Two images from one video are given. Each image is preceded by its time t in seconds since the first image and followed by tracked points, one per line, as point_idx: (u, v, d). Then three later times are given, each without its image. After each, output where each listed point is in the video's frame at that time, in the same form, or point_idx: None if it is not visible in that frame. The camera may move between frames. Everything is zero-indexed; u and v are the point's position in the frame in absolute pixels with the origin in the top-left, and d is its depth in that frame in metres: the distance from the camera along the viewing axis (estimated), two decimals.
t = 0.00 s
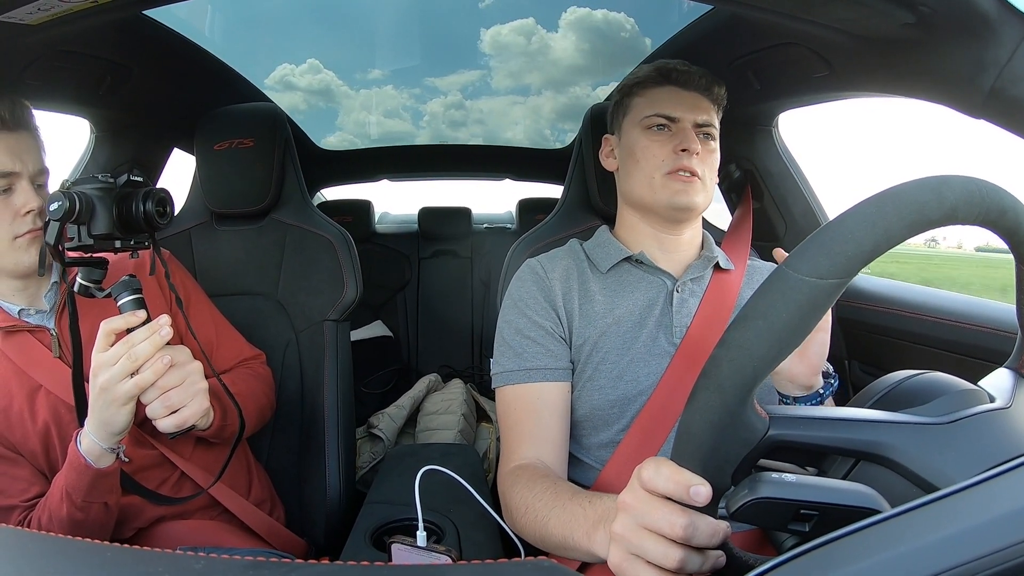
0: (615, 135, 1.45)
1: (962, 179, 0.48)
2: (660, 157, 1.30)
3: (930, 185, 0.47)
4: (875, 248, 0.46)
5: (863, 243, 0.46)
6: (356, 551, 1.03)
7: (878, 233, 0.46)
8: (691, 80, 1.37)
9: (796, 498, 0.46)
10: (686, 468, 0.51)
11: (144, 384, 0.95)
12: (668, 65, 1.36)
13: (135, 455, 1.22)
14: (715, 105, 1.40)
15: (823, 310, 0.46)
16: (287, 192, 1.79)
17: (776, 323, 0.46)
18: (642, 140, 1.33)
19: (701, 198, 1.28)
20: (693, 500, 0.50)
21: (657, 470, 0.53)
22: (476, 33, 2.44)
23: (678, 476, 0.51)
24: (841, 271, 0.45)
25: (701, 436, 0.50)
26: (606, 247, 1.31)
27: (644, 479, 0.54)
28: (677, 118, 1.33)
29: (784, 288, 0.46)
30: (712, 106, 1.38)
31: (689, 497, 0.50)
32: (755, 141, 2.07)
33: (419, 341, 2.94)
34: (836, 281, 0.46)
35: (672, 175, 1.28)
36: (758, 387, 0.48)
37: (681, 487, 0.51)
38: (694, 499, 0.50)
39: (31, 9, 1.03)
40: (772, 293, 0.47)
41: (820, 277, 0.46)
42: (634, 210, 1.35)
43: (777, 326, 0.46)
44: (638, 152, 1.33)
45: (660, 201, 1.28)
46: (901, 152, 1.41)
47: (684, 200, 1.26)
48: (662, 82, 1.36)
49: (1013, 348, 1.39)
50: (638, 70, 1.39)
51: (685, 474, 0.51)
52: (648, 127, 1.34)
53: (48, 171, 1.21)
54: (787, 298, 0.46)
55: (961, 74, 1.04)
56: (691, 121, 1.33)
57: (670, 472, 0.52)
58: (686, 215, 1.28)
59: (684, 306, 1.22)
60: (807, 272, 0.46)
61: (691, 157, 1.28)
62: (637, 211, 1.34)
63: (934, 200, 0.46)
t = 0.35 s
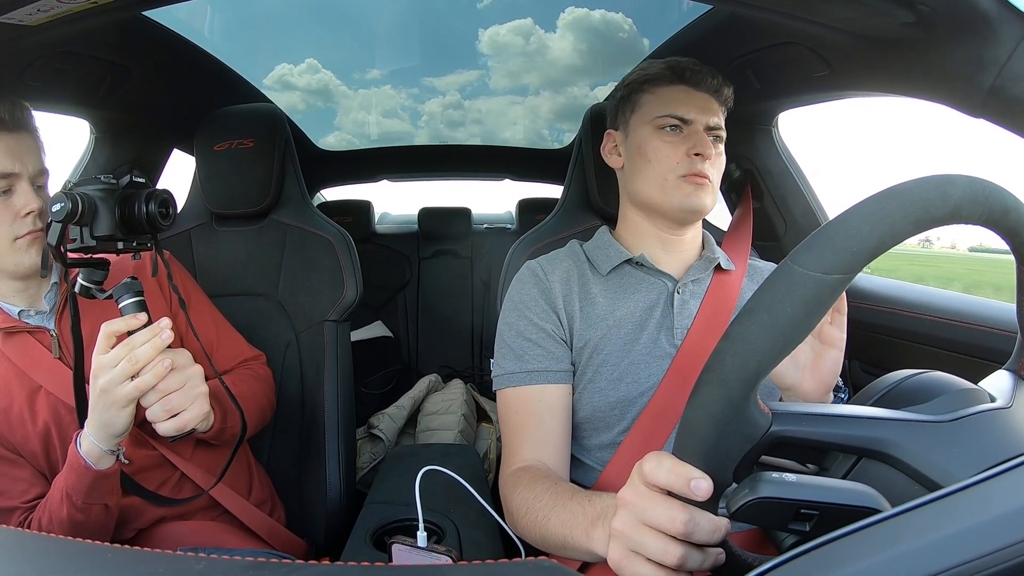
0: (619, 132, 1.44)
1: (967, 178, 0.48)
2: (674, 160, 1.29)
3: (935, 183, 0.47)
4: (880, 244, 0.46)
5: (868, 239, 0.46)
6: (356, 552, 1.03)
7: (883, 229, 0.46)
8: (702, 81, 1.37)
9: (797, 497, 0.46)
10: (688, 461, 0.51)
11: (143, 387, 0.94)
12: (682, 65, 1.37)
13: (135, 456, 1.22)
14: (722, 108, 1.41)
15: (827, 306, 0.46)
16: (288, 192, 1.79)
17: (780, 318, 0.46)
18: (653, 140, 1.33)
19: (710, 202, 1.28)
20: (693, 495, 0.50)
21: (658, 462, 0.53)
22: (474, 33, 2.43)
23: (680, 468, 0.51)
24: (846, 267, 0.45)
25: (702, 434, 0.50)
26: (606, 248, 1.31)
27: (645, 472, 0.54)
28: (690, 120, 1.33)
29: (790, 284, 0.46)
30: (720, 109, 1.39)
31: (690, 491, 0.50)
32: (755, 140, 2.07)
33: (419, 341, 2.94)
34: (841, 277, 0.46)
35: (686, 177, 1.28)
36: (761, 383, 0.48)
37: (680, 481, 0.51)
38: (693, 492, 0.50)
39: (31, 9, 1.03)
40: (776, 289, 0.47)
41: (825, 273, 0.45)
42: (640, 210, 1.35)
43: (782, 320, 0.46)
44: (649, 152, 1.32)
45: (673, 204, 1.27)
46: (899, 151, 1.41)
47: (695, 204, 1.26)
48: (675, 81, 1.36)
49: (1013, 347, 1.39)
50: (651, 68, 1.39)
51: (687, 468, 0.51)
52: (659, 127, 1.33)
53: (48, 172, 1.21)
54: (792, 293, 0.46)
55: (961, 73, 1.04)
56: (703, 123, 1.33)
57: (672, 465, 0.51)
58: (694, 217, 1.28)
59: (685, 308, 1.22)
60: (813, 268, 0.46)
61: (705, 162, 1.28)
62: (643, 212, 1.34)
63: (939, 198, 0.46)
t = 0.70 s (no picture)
0: (615, 134, 1.45)
1: (969, 178, 0.48)
2: (660, 158, 1.30)
3: (937, 183, 0.47)
4: (883, 243, 0.46)
5: (872, 236, 0.45)
6: (357, 553, 1.03)
7: (888, 225, 0.45)
8: (694, 80, 1.37)
9: (797, 498, 0.46)
10: (690, 437, 0.51)
11: (144, 389, 0.95)
12: (671, 64, 1.36)
13: (135, 458, 1.22)
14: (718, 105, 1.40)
15: (830, 303, 0.46)
16: (287, 193, 1.79)
17: (784, 314, 0.46)
18: (644, 141, 1.33)
19: (703, 201, 1.28)
20: (694, 467, 0.49)
21: (659, 436, 0.52)
22: (473, 32, 2.43)
23: (681, 443, 0.50)
24: (849, 264, 0.45)
25: (702, 434, 0.50)
26: (605, 249, 1.31)
27: (644, 448, 0.53)
28: (679, 119, 1.33)
29: (792, 282, 0.46)
30: (715, 107, 1.38)
31: (691, 464, 0.49)
32: (754, 140, 2.07)
33: (419, 342, 2.94)
34: (844, 274, 0.45)
35: (672, 177, 1.28)
36: (765, 379, 0.48)
37: (682, 454, 0.50)
38: (696, 465, 0.49)
39: (31, 10, 1.03)
40: (779, 287, 0.46)
41: (828, 269, 0.45)
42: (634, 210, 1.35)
43: (786, 316, 0.46)
44: (639, 153, 1.33)
45: (663, 203, 1.28)
46: (898, 151, 1.41)
47: (686, 203, 1.26)
48: (665, 81, 1.36)
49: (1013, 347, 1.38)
50: (642, 69, 1.39)
51: (689, 442, 0.50)
52: (649, 127, 1.34)
53: (47, 173, 1.21)
54: (795, 290, 0.46)
55: (960, 73, 1.04)
56: (693, 123, 1.33)
57: (673, 439, 0.51)
58: (686, 216, 1.28)
59: (684, 308, 1.22)
60: (814, 264, 0.45)
61: (693, 160, 1.28)
62: (636, 212, 1.35)
63: (941, 198, 0.46)
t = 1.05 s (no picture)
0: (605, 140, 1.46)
1: (970, 180, 0.48)
2: (640, 165, 1.30)
3: (938, 183, 0.47)
4: (884, 242, 0.46)
5: (873, 236, 0.45)
6: (355, 552, 1.03)
7: (888, 225, 0.45)
8: (667, 79, 1.35)
9: (794, 498, 0.45)
10: (711, 396, 0.47)
11: (142, 387, 0.95)
12: (643, 66, 1.35)
13: (134, 456, 1.22)
14: (702, 98, 1.38)
15: (832, 301, 0.46)
16: (286, 192, 1.79)
17: (785, 312, 0.45)
18: (623, 148, 1.34)
19: (686, 203, 1.28)
20: (713, 430, 0.45)
21: (678, 391, 0.48)
22: (472, 33, 2.44)
23: (702, 400, 0.46)
24: (850, 263, 0.45)
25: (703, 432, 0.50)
26: (603, 248, 1.31)
27: (658, 400, 0.49)
28: (655, 122, 1.33)
29: (793, 280, 0.45)
30: (698, 102, 1.36)
31: (711, 426, 0.45)
32: (754, 140, 2.07)
33: (418, 342, 2.94)
34: (844, 273, 0.45)
35: (653, 182, 1.29)
36: (764, 377, 0.47)
37: (701, 412, 0.46)
38: (716, 426, 0.45)
39: (30, 9, 1.03)
40: (778, 286, 0.46)
41: (829, 268, 0.45)
42: (626, 215, 1.36)
43: (787, 313, 0.45)
44: (621, 161, 1.34)
45: (646, 209, 1.29)
46: (897, 151, 1.41)
47: (666, 207, 1.27)
48: (639, 85, 1.35)
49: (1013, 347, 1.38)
50: (617, 76, 1.39)
51: (710, 400, 0.46)
52: (628, 134, 1.34)
53: (46, 172, 1.21)
54: (796, 287, 0.45)
55: (960, 74, 1.04)
56: (670, 123, 1.32)
57: (694, 396, 0.46)
58: (670, 219, 1.29)
59: (682, 308, 1.22)
60: (815, 264, 0.45)
61: (670, 163, 1.27)
62: (628, 217, 1.35)
63: (942, 198, 0.46)
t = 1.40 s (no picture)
0: (602, 139, 1.45)
1: (976, 179, 0.48)
2: (644, 171, 1.30)
3: (944, 180, 0.47)
4: (889, 238, 0.45)
5: (880, 231, 0.45)
6: (354, 550, 1.02)
7: (896, 220, 0.45)
8: (672, 79, 1.34)
9: (792, 497, 0.45)
10: (727, 354, 0.46)
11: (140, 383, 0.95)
12: (646, 66, 1.34)
13: (132, 454, 1.22)
14: (703, 99, 1.38)
15: (838, 293, 0.45)
16: (285, 191, 1.79)
17: (790, 305, 0.45)
18: (626, 151, 1.33)
19: (688, 209, 1.29)
20: (725, 387, 0.44)
21: (694, 349, 0.47)
22: (471, 33, 2.44)
23: (717, 358, 0.45)
24: (855, 256, 0.44)
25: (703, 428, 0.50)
26: (601, 248, 1.31)
27: (672, 359, 0.48)
28: (658, 125, 1.33)
29: (800, 273, 0.45)
30: (699, 103, 1.36)
31: (724, 383, 0.44)
32: (753, 140, 2.07)
33: (417, 341, 2.94)
34: (851, 266, 0.44)
35: (655, 189, 1.29)
36: (765, 372, 0.47)
37: (718, 369, 0.45)
38: (732, 384, 0.44)
39: (30, 7, 1.02)
40: (785, 277, 0.45)
41: (836, 261, 0.44)
42: (624, 218, 1.36)
43: (792, 306, 0.45)
44: (622, 163, 1.34)
45: (647, 215, 1.29)
46: (896, 152, 1.41)
47: (670, 214, 1.27)
48: (641, 85, 1.34)
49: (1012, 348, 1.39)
50: (617, 73, 1.38)
51: (725, 358, 0.45)
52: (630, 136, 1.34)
53: (45, 169, 1.21)
54: (801, 280, 0.45)
55: (960, 74, 1.04)
56: (673, 126, 1.33)
57: (708, 354, 0.46)
58: (671, 226, 1.30)
59: (679, 307, 1.23)
60: (824, 256, 0.44)
61: (675, 168, 1.28)
62: (627, 220, 1.35)
63: (949, 196, 0.46)
